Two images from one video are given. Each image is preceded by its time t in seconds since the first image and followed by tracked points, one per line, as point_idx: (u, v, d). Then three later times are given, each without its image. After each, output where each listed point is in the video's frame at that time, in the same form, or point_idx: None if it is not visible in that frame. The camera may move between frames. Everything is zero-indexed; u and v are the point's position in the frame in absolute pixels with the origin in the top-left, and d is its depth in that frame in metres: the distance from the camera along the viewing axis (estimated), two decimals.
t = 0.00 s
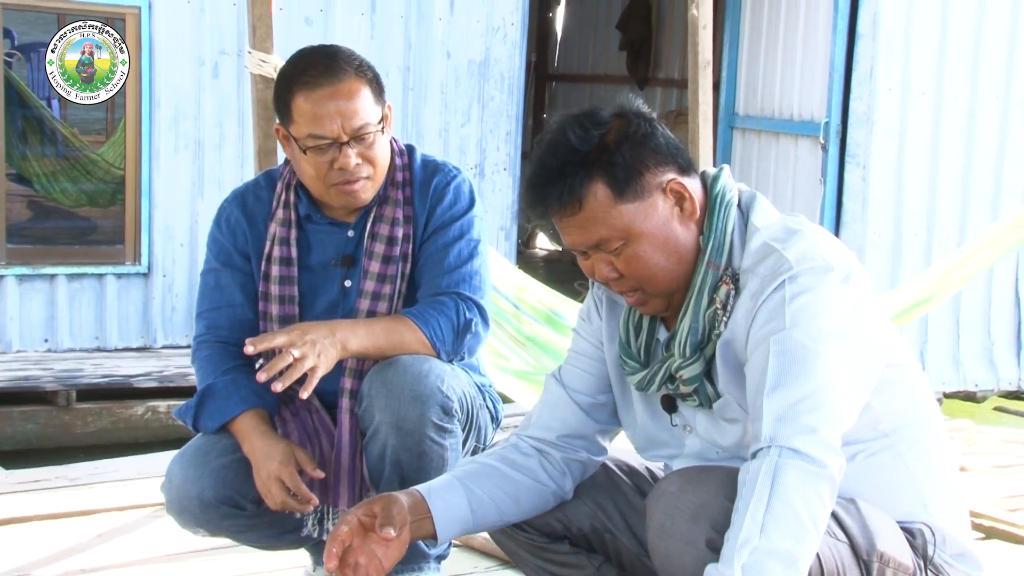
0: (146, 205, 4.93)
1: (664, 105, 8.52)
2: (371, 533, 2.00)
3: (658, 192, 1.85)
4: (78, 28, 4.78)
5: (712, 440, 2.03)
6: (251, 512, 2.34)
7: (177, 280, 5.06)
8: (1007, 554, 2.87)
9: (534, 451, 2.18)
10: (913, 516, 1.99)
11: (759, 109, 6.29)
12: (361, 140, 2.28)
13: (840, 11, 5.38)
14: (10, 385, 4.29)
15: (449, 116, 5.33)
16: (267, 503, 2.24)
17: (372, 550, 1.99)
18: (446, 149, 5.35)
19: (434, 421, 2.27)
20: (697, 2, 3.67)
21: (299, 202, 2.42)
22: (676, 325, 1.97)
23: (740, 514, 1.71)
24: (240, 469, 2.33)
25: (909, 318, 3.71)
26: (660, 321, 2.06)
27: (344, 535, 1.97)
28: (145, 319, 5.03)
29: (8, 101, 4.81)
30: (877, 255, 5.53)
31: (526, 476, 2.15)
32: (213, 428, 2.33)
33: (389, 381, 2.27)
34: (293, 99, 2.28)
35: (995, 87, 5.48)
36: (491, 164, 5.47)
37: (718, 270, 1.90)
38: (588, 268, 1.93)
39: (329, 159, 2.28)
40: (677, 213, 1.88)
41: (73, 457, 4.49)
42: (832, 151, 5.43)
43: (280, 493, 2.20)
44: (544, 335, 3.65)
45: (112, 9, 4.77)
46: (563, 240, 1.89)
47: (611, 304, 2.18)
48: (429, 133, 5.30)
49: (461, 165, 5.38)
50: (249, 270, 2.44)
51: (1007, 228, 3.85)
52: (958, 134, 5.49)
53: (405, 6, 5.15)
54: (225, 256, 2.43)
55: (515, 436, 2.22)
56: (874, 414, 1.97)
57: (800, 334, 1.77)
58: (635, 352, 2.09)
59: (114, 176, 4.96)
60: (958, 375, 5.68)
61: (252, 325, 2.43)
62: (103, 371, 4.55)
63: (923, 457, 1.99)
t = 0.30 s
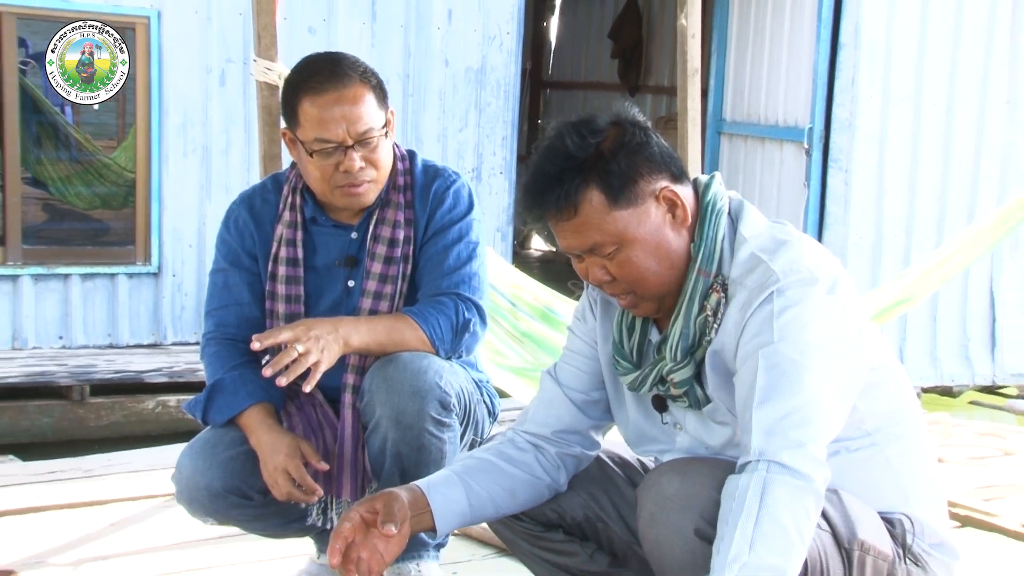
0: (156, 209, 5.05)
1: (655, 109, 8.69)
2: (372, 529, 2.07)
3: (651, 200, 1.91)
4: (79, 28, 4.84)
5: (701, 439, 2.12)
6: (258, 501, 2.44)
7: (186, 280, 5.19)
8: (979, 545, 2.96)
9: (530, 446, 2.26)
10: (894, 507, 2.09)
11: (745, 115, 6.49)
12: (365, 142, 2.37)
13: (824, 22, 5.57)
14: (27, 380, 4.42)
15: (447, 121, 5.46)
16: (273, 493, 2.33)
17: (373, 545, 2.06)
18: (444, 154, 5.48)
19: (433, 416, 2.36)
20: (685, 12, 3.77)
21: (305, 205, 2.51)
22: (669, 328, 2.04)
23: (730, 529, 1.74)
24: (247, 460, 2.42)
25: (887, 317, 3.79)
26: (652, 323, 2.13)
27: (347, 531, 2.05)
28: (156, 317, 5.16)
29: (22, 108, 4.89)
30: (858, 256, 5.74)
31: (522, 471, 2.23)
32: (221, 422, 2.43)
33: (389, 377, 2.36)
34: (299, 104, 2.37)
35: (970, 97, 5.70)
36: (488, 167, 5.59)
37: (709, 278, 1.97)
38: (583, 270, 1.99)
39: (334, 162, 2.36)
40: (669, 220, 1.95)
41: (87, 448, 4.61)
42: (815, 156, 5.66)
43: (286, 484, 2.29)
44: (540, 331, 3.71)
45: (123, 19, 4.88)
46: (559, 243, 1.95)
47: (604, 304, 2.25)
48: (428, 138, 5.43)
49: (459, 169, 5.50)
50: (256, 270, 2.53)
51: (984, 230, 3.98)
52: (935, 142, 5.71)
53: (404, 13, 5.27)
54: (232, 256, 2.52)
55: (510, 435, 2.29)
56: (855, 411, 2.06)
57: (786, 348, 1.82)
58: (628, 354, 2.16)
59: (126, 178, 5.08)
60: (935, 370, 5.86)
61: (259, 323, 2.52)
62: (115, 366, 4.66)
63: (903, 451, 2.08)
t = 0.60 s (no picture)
0: (166, 209, 5.14)
1: (649, 114, 8.79)
2: (371, 529, 2.04)
3: (647, 206, 1.85)
4: (76, 27, 4.89)
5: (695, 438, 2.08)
6: (263, 495, 2.50)
7: (195, 279, 5.29)
8: (962, 535, 3.10)
9: (527, 442, 2.23)
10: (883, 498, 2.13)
11: (736, 120, 6.62)
12: (370, 150, 2.44)
13: (812, 28, 5.67)
14: (40, 375, 4.45)
15: (448, 125, 5.55)
16: (279, 487, 2.39)
17: (372, 544, 2.02)
18: (446, 156, 5.57)
19: (434, 411, 2.44)
20: (679, 20, 3.83)
21: (311, 207, 2.58)
22: (665, 328, 1.98)
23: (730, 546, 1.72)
24: (253, 454, 2.49)
25: (875, 315, 3.88)
26: (648, 323, 2.07)
27: (346, 532, 2.03)
28: (166, 314, 5.26)
29: (38, 112, 5.06)
30: (846, 255, 5.84)
31: (519, 468, 2.20)
32: (229, 417, 2.50)
33: (392, 373, 2.44)
34: (307, 111, 2.43)
35: (954, 101, 5.80)
36: (488, 169, 5.69)
37: (703, 284, 1.90)
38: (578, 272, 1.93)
39: (339, 167, 2.44)
40: (665, 226, 1.88)
41: (99, 444, 4.70)
42: (804, 158, 5.74)
43: (292, 478, 2.35)
44: (538, 328, 3.80)
45: (134, 25, 4.95)
46: (554, 246, 1.90)
47: (600, 303, 2.21)
48: (429, 142, 5.52)
49: (460, 170, 5.60)
50: (263, 269, 2.61)
51: (966, 232, 4.06)
52: (920, 144, 5.81)
53: (406, 22, 5.36)
54: (240, 257, 2.59)
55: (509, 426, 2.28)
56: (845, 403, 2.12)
57: (783, 364, 1.78)
58: (622, 350, 2.09)
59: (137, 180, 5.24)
60: (920, 366, 5.97)
61: (266, 321, 2.59)
62: (125, 362, 4.73)
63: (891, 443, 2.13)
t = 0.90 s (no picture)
0: (165, 210, 5.16)
1: (646, 116, 8.80)
2: (365, 534, 2.03)
3: (645, 212, 1.83)
4: (77, 27, 4.91)
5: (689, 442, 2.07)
6: (262, 494, 2.50)
7: (194, 279, 5.30)
8: (956, 534, 3.11)
9: (522, 442, 2.24)
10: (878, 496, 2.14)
11: (733, 120, 6.64)
12: (370, 150, 2.44)
13: (807, 29, 5.69)
14: (39, 375, 4.49)
15: (446, 126, 5.57)
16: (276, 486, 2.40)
17: (369, 549, 2.01)
18: (444, 158, 5.58)
19: (431, 411, 2.44)
20: (675, 21, 3.84)
21: (309, 208, 2.58)
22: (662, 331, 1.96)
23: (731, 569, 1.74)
24: (251, 454, 2.48)
25: (870, 314, 3.90)
26: (644, 325, 2.06)
27: (342, 538, 2.01)
28: (165, 314, 5.27)
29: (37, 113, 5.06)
30: (842, 255, 5.86)
31: (514, 468, 2.21)
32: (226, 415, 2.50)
33: (389, 372, 2.44)
34: (308, 111, 2.44)
35: (948, 102, 5.81)
36: (486, 171, 5.70)
37: (701, 291, 1.89)
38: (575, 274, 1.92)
39: (339, 167, 2.44)
40: (663, 231, 1.86)
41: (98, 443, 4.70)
42: (800, 158, 5.77)
43: (289, 478, 2.36)
44: (534, 329, 3.81)
45: (134, 27, 4.97)
46: (551, 248, 1.88)
47: (596, 304, 2.21)
48: (427, 143, 5.53)
49: (458, 172, 5.61)
50: (261, 270, 2.60)
51: (960, 232, 4.07)
52: (915, 145, 5.83)
53: (404, 24, 5.38)
54: (238, 257, 2.59)
55: (506, 425, 2.28)
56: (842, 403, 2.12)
57: (783, 381, 1.77)
58: (619, 350, 2.09)
59: (136, 181, 5.24)
60: (915, 365, 5.99)
61: (264, 321, 2.59)
62: (126, 363, 4.75)
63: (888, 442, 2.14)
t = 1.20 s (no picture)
0: (160, 209, 5.16)
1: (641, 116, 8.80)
2: (356, 542, 2.02)
3: (642, 214, 1.82)
4: (77, 27, 4.89)
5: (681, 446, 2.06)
6: (258, 495, 2.48)
7: (188, 278, 5.29)
8: (952, 533, 3.12)
9: (516, 441, 2.23)
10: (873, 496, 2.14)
11: (728, 120, 6.64)
12: (367, 137, 2.43)
13: (803, 29, 5.69)
14: (34, 375, 4.47)
15: (441, 125, 5.56)
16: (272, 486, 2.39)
17: (360, 557, 2.00)
18: (438, 156, 5.58)
19: (426, 410, 2.44)
20: (671, 21, 3.84)
21: (304, 206, 2.57)
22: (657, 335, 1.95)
23: None
24: (247, 453, 2.47)
25: (866, 314, 3.91)
26: (639, 326, 2.07)
27: (333, 548, 2.00)
28: (160, 313, 5.26)
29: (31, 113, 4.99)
30: (837, 254, 5.86)
31: (508, 468, 2.21)
32: (222, 415, 2.49)
33: (383, 372, 2.43)
34: (302, 104, 2.43)
35: (943, 102, 5.83)
36: (481, 170, 5.70)
37: (697, 296, 1.88)
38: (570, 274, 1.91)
39: (338, 157, 2.42)
40: (660, 234, 1.85)
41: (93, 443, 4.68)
42: (795, 158, 5.76)
43: (286, 478, 2.35)
44: (529, 329, 3.82)
45: (129, 26, 4.96)
46: (548, 246, 1.88)
47: (591, 303, 2.20)
48: (422, 142, 5.53)
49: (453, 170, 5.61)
50: (256, 271, 2.59)
51: (955, 232, 4.07)
52: (910, 145, 5.83)
53: (400, 23, 5.37)
54: (233, 257, 2.58)
55: (502, 422, 2.27)
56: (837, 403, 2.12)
57: (782, 404, 1.75)
58: (613, 349, 2.08)
59: (131, 181, 5.17)
60: (911, 364, 6.00)
61: (259, 321, 2.59)
62: (121, 363, 4.75)
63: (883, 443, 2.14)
